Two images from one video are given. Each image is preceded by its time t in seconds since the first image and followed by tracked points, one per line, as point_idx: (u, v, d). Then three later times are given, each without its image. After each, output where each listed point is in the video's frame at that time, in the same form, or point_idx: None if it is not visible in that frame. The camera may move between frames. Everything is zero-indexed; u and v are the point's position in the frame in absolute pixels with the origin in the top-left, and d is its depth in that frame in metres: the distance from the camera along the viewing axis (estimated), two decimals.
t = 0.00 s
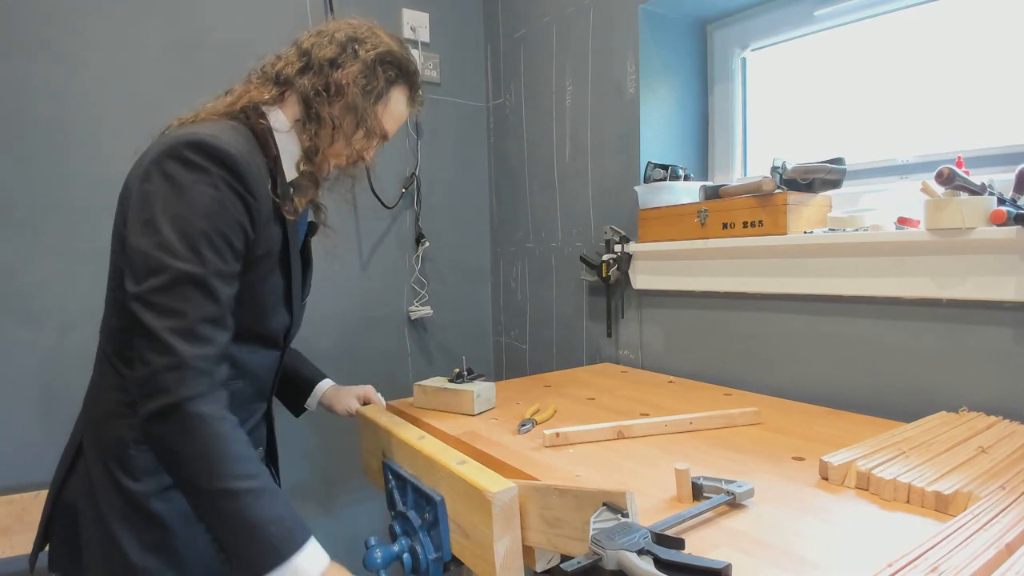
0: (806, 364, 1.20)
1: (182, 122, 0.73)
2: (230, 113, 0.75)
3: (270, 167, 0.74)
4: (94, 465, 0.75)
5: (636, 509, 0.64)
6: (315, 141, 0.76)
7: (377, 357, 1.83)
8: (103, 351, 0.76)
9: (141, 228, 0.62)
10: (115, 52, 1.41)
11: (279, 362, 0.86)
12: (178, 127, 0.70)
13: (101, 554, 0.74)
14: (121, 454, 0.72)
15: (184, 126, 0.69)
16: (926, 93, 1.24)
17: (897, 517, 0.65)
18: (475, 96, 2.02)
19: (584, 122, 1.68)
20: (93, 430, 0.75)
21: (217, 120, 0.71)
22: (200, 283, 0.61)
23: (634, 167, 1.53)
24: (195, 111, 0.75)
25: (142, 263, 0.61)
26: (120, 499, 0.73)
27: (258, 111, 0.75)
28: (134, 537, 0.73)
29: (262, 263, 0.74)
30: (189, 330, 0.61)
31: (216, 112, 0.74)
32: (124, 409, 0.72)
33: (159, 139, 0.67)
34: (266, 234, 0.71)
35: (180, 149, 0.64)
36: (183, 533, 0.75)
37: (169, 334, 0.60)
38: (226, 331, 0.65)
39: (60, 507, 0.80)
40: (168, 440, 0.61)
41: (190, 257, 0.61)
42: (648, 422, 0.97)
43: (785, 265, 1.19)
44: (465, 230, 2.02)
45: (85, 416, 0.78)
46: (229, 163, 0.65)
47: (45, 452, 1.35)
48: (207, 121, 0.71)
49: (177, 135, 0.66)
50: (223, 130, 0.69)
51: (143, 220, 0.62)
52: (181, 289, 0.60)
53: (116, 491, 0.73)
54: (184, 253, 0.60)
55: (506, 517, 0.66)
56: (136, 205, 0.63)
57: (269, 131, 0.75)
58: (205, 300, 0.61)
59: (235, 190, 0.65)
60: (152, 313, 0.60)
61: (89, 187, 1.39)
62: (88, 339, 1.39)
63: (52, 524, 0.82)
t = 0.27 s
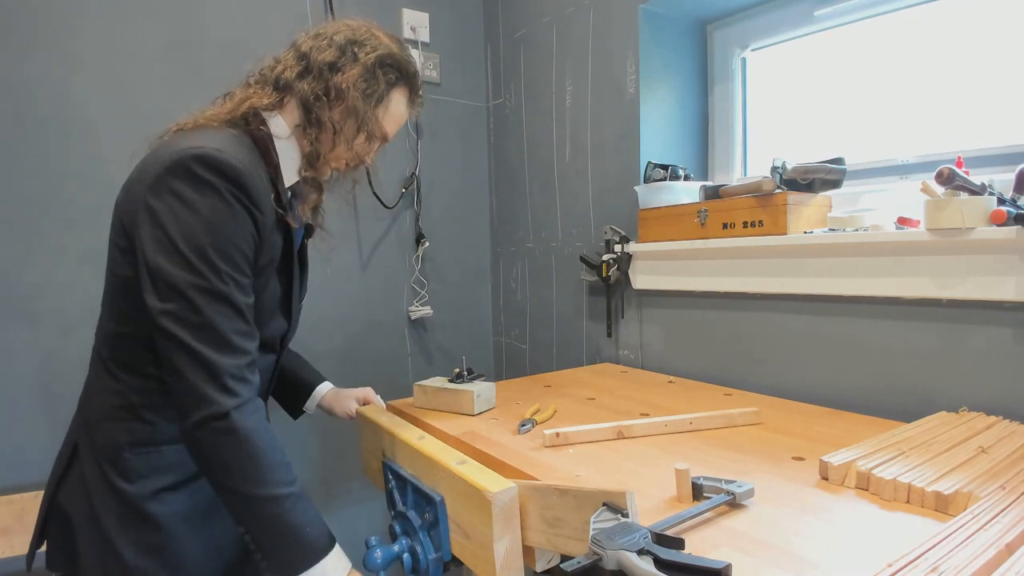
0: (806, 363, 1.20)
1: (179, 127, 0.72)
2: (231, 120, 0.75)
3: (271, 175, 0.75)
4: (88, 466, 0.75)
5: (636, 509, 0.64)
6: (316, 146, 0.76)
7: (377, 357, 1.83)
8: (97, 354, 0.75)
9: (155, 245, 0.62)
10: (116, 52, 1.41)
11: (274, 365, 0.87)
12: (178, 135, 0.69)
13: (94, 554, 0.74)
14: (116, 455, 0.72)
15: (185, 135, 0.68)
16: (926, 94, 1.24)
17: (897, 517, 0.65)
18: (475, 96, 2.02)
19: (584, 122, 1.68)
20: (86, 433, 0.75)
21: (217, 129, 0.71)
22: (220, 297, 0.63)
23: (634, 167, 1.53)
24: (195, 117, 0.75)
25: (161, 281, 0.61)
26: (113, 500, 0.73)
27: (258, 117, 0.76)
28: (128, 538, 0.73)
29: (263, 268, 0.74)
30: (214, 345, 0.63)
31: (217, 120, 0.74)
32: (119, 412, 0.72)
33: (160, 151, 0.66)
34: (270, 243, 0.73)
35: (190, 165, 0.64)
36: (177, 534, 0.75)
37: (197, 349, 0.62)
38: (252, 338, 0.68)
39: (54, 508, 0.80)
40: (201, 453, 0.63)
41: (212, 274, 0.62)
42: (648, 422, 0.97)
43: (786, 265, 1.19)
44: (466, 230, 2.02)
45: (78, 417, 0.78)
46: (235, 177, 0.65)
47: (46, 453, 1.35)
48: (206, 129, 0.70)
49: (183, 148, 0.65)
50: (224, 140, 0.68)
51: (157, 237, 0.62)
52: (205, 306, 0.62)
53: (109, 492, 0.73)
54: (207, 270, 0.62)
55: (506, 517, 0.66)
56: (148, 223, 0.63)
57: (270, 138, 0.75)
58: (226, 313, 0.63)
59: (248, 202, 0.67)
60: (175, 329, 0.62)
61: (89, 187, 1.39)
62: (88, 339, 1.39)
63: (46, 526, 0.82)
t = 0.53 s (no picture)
0: (806, 363, 1.20)
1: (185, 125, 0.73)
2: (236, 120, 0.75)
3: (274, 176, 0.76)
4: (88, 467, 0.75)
5: (636, 509, 0.64)
6: (319, 147, 0.76)
7: (377, 357, 1.83)
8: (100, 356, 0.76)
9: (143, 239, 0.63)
10: (115, 52, 1.41)
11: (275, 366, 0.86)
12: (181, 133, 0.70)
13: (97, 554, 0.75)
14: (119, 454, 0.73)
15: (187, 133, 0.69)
16: (926, 94, 1.24)
17: (897, 517, 0.65)
18: (475, 96, 2.02)
19: (584, 122, 1.68)
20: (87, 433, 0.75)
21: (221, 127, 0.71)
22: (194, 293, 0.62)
23: (634, 167, 1.53)
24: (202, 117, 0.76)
25: (143, 274, 0.62)
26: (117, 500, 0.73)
27: (262, 118, 0.76)
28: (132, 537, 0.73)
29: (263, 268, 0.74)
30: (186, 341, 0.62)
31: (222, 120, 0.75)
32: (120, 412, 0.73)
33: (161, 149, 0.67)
34: (269, 242, 0.72)
35: (183, 162, 0.64)
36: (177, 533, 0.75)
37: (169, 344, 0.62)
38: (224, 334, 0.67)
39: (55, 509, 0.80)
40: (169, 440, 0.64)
41: (187, 267, 0.62)
42: (648, 422, 0.97)
43: (786, 265, 1.19)
44: (466, 230, 2.02)
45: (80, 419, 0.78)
46: (232, 175, 0.66)
47: (46, 452, 1.35)
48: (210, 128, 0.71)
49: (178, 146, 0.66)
50: (229, 139, 0.69)
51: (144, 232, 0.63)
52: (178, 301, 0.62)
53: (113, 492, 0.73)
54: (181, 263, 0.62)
55: (507, 517, 0.66)
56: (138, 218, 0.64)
57: (273, 139, 0.76)
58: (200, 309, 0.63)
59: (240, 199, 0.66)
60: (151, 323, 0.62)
61: (88, 187, 1.39)
62: (88, 340, 1.39)
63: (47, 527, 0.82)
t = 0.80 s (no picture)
0: (806, 363, 1.20)
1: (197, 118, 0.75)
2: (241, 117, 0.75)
3: (276, 168, 0.75)
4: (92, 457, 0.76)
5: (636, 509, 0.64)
6: (327, 147, 0.76)
7: (378, 357, 1.83)
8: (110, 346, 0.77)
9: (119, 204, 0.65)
10: (115, 52, 1.41)
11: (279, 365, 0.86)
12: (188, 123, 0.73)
13: (98, 548, 0.75)
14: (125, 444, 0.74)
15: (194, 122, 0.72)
16: (926, 94, 1.24)
17: (897, 517, 0.65)
18: (475, 96, 2.02)
19: (584, 122, 1.68)
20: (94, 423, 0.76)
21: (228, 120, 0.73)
22: (141, 257, 0.60)
23: (634, 167, 1.53)
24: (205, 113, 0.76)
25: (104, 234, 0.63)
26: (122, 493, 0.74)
27: (268, 115, 0.76)
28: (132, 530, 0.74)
29: (258, 262, 0.74)
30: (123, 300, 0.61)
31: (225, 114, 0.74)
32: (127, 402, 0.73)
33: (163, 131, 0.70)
34: (259, 236, 0.72)
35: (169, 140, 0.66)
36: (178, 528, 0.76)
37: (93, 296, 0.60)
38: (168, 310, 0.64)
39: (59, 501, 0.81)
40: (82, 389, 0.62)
41: (138, 230, 0.61)
42: (648, 422, 0.97)
43: (786, 266, 1.19)
44: (466, 230, 2.02)
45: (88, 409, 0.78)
46: (217, 159, 0.66)
47: (46, 452, 1.35)
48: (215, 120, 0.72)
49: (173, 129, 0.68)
50: (229, 130, 0.70)
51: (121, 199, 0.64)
52: (120, 259, 0.60)
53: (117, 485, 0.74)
54: (131, 223, 0.61)
55: (508, 516, 0.66)
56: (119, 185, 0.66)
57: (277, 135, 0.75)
58: (139, 271, 0.60)
59: (219, 181, 0.65)
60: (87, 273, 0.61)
61: (88, 187, 1.39)
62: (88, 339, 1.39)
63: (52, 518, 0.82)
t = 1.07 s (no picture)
0: (806, 363, 1.20)
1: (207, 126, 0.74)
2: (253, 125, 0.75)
3: (288, 176, 0.76)
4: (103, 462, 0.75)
5: (636, 509, 0.64)
6: (341, 151, 0.75)
7: (378, 357, 1.83)
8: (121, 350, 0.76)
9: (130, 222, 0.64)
10: (115, 52, 1.41)
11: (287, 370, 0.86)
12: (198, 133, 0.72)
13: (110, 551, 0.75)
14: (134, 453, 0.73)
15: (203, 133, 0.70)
16: (926, 94, 1.24)
17: (897, 517, 0.65)
18: (475, 96, 2.02)
19: (584, 122, 1.68)
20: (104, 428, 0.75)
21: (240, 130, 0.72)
22: (164, 277, 0.60)
23: (634, 167, 1.53)
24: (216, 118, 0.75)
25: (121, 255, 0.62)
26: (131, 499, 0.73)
27: (280, 121, 0.76)
28: (144, 536, 0.73)
29: (269, 272, 0.73)
30: (145, 322, 0.60)
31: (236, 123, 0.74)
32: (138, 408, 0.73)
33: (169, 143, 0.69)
34: (272, 246, 0.71)
35: (179, 155, 0.65)
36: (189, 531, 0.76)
37: (119, 322, 0.59)
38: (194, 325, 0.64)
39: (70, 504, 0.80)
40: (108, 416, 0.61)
41: (156, 251, 0.60)
42: (648, 422, 0.97)
43: (785, 266, 1.19)
44: (466, 230, 2.02)
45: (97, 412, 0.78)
46: (229, 171, 0.65)
47: (46, 452, 1.35)
48: (226, 129, 0.72)
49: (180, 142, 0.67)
50: (241, 141, 0.69)
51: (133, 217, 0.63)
52: (142, 281, 0.60)
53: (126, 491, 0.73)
54: (147, 244, 0.60)
55: (508, 516, 0.66)
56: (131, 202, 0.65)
57: (290, 141, 0.76)
58: (166, 292, 0.60)
59: (230, 194, 0.64)
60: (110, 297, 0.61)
61: (89, 187, 1.39)
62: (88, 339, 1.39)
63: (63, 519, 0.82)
